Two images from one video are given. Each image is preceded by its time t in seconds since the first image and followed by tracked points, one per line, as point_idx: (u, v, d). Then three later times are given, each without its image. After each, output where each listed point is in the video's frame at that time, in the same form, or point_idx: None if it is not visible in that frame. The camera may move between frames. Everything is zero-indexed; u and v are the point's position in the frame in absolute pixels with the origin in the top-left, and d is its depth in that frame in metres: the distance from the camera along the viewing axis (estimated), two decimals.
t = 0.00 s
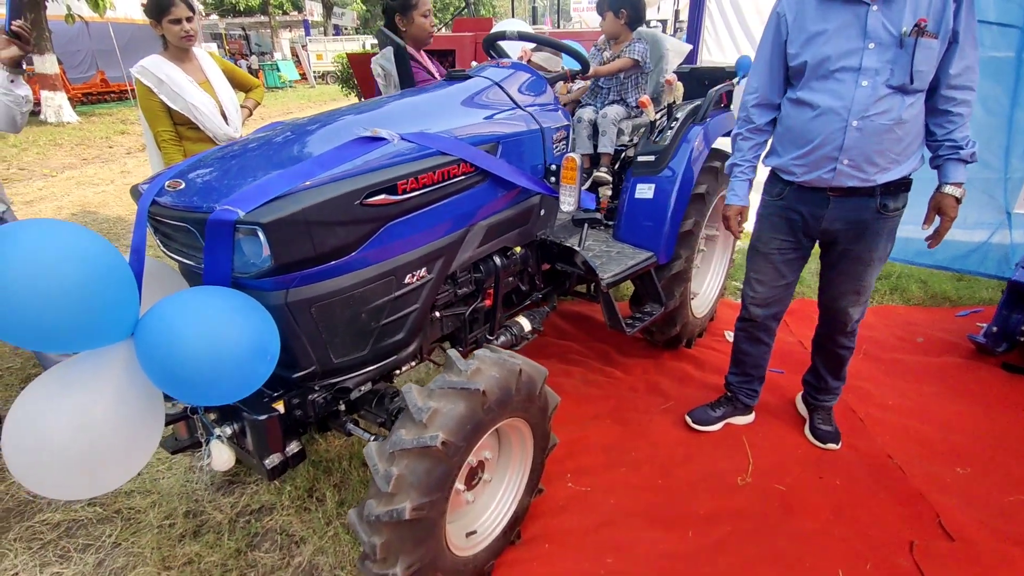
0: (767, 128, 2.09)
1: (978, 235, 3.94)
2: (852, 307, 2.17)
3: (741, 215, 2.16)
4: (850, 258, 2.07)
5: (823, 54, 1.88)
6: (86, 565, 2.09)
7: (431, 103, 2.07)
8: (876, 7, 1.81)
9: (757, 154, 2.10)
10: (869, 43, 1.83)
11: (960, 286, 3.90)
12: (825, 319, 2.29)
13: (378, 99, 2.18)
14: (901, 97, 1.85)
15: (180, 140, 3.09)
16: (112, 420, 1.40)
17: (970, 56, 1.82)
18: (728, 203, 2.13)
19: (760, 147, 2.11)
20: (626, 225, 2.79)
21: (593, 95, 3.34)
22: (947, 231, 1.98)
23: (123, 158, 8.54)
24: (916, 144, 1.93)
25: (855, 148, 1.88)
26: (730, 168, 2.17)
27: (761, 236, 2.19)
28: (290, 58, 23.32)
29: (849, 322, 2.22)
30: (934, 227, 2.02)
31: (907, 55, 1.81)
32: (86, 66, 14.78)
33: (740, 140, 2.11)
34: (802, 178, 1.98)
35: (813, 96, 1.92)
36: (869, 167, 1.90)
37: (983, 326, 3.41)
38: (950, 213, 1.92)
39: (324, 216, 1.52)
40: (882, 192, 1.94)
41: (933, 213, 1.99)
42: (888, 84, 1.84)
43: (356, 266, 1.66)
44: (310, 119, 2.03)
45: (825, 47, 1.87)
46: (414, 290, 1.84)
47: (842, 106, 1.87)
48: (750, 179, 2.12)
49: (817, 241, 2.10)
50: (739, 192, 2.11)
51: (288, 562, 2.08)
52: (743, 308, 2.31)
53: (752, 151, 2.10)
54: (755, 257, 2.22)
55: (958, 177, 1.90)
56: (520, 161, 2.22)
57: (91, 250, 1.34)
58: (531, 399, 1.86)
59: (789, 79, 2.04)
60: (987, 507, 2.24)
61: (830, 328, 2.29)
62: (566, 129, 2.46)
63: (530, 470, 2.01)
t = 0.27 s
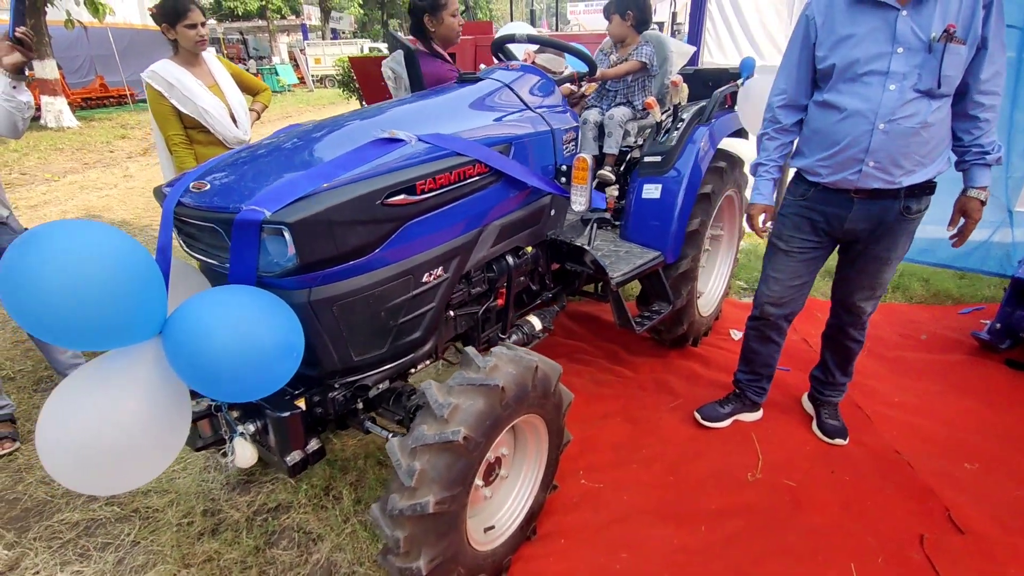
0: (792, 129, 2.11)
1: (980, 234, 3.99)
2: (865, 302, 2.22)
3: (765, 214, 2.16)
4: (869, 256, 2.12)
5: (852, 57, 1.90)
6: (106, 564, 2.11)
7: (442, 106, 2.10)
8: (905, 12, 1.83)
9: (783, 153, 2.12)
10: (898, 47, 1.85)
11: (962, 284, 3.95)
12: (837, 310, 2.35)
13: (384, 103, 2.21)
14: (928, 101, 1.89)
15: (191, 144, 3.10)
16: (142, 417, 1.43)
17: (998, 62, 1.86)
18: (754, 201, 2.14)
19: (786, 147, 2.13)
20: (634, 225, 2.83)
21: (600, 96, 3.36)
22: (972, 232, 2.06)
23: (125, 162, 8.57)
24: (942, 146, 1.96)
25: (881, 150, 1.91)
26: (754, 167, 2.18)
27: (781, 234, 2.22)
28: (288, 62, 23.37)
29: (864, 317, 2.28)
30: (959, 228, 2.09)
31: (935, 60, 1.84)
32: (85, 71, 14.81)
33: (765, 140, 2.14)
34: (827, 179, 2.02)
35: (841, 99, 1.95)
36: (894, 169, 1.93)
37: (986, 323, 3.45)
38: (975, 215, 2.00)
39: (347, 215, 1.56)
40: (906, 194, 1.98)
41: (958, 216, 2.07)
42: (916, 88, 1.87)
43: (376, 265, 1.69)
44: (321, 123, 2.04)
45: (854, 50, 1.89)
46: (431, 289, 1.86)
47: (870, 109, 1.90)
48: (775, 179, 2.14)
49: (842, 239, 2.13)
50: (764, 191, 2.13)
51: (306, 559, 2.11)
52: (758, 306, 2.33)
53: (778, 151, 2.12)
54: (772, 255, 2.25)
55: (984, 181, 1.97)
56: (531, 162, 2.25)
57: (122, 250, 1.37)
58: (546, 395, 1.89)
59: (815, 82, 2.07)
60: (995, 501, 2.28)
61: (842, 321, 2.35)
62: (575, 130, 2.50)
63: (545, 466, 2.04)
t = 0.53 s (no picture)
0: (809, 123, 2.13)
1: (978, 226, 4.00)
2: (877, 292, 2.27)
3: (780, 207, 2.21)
4: (885, 247, 2.17)
5: (873, 54, 1.93)
6: (125, 569, 2.09)
7: (454, 107, 2.11)
8: (927, 11, 1.87)
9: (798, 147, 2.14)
10: (920, 45, 1.89)
11: (959, 277, 4.02)
12: (846, 300, 2.40)
13: (391, 106, 2.21)
14: (948, 98, 1.94)
15: (196, 147, 3.06)
16: (174, 419, 1.43)
17: (1016, 60, 1.91)
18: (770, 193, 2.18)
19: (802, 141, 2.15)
20: (642, 222, 2.85)
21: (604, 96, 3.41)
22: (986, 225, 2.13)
23: (114, 167, 8.48)
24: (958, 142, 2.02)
25: (901, 146, 1.95)
26: (771, 160, 2.20)
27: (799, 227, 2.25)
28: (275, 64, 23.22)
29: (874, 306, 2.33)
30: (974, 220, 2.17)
31: (957, 58, 1.89)
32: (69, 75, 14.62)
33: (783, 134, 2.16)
34: (846, 174, 2.05)
35: (861, 95, 1.98)
36: (913, 164, 1.98)
37: (985, 314, 3.51)
38: (990, 208, 2.07)
39: (375, 214, 1.56)
40: (923, 188, 2.03)
41: (973, 209, 2.14)
42: (937, 85, 1.92)
43: (402, 264, 1.69)
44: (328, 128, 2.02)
45: (876, 47, 1.92)
46: (453, 288, 1.86)
47: (891, 105, 1.94)
48: (790, 172, 2.17)
49: (857, 232, 2.17)
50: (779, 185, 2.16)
51: (328, 559, 2.10)
52: (774, 299, 2.35)
53: (795, 145, 2.14)
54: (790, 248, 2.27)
55: (998, 176, 2.04)
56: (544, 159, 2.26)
57: (155, 251, 1.36)
58: (568, 391, 1.90)
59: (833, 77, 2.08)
60: (1005, 487, 2.33)
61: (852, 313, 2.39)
62: (584, 128, 2.52)
63: (566, 462, 2.05)
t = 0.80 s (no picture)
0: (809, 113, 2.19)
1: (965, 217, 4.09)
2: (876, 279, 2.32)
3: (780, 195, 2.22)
4: (884, 236, 2.22)
5: (878, 46, 1.97)
6: (135, 571, 2.07)
7: (459, 102, 2.12)
8: (931, 4, 1.91)
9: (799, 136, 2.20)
10: (923, 38, 1.93)
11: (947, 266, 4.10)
12: (844, 288, 2.44)
13: (395, 102, 2.21)
14: (949, 90, 1.98)
15: (192, 146, 3.02)
16: (193, 417, 1.42)
17: (1011, 54, 1.96)
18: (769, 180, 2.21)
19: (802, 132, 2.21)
20: (640, 216, 2.88)
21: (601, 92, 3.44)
22: (974, 215, 2.20)
23: (98, 169, 8.36)
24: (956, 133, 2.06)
25: (904, 137, 2.00)
26: (771, 149, 2.24)
27: (803, 217, 2.29)
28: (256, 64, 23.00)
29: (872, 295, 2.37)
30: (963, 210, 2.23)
31: (958, 51, 1.93)
32: (46, 76, 14.35)
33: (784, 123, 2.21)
34: (849, 164, 2.09)
35: (866, 86, 2.02)
36: (914, 154, 2.03)
37: (973, 302, 3.60)
38: (978, 198, 2.14)
39: (391, 207, 1.57)
40: (923, 177, 2.08)
41: (962, 199, 2.20)
42: (939, 77, 1.96)
43: (416, 257, 1.69)
44: (321, 131, 1.95)
45: (881, 39, 1.97)
46: (465, 281, 1.87)
47: (894, 97, 1.99)
48: (790, 161, 2.22)
49: (857, 221, 2.21)
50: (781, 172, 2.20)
51: (340, 556, 2.10)
52: (778, 287, 2.39)
53: (795, 134, 2.20)
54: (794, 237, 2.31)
55: (988, 167, 2.09)
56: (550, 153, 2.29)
57: (176, 247, 1.36)
58: (579, 382, 1.92)
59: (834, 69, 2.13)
60: (1001, 468, 2.39)
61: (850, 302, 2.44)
62: (585, 122, 2.53)
63: (576, 453, 2.07)
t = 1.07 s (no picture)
0: (787, 89, 2.23)
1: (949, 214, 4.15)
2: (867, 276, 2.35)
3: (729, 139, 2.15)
4: (876, 232, 2.25)
5: (870, 41, 2.02)
6: (129, 573, 2.05)
7: (454, 100, 2.12)
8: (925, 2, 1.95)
9: (772, 101, 2.21)
10: (916, 35, 1.97)
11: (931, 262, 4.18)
12: (836, 285, 2.46)
13: (392, 99, 2.20)
14: (939, 88, 2.01)
15: (179, 144, 2.97)
16: (193, 417, 1.41)
17: (1006, 54, 1.99)
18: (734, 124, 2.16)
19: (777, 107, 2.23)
20: (633, 213, 2.90)
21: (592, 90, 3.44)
22: (970, 213, 2.20)
23: (79, 166, 8.22)
24: (946, 130, 2.09)
25: (892, 132, 2.03)
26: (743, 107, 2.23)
27: (798, 210, 2.33)
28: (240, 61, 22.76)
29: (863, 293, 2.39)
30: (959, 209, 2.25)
31: (950, 49, 1.96)
32: (24, 72, 14.08)
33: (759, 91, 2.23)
34: (839, 157, 2.14)
35: (859, 81, 2.07)
36: (902, 150, 2.06)
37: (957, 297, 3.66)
38: (975, 196, 2.14)
39: (392, 204, 1.57)
40: (910, 174, 2.11)
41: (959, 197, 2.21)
42: (929, 74, 1.99)
43: (416, 255, 1.69)
44: (309, 131, 1.92)
45: (874, 34, 2.02)
46: (463, 278, 1.88)
47: (885, 92, 2.02)
48: (757, 118, 2.18)
49: (849, 216, 2.26)
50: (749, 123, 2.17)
51: (338, 554, 2.09)
52: (772, 281, 2.41)
53: (768, 100, 2.21)
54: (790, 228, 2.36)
55: (985, 166, 2.11)
56: (546, 150, 2.29)
57: (176, 245, 1.35)
58: (578, 378, 1.93)
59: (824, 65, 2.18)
60: (986, 459, 2.43)
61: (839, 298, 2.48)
62: (579, 119, 2.54)
63: (573, 449, 2.08)
